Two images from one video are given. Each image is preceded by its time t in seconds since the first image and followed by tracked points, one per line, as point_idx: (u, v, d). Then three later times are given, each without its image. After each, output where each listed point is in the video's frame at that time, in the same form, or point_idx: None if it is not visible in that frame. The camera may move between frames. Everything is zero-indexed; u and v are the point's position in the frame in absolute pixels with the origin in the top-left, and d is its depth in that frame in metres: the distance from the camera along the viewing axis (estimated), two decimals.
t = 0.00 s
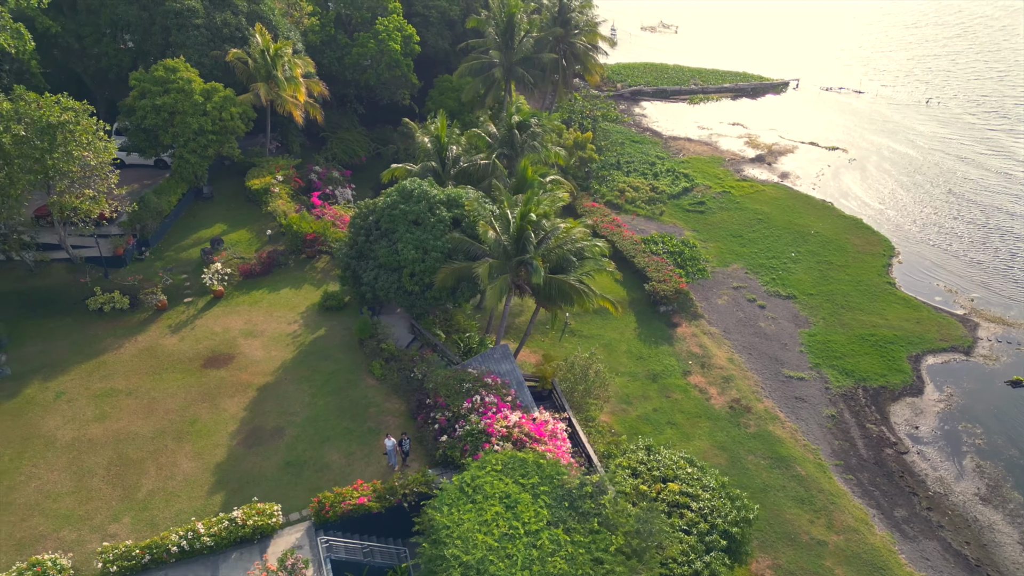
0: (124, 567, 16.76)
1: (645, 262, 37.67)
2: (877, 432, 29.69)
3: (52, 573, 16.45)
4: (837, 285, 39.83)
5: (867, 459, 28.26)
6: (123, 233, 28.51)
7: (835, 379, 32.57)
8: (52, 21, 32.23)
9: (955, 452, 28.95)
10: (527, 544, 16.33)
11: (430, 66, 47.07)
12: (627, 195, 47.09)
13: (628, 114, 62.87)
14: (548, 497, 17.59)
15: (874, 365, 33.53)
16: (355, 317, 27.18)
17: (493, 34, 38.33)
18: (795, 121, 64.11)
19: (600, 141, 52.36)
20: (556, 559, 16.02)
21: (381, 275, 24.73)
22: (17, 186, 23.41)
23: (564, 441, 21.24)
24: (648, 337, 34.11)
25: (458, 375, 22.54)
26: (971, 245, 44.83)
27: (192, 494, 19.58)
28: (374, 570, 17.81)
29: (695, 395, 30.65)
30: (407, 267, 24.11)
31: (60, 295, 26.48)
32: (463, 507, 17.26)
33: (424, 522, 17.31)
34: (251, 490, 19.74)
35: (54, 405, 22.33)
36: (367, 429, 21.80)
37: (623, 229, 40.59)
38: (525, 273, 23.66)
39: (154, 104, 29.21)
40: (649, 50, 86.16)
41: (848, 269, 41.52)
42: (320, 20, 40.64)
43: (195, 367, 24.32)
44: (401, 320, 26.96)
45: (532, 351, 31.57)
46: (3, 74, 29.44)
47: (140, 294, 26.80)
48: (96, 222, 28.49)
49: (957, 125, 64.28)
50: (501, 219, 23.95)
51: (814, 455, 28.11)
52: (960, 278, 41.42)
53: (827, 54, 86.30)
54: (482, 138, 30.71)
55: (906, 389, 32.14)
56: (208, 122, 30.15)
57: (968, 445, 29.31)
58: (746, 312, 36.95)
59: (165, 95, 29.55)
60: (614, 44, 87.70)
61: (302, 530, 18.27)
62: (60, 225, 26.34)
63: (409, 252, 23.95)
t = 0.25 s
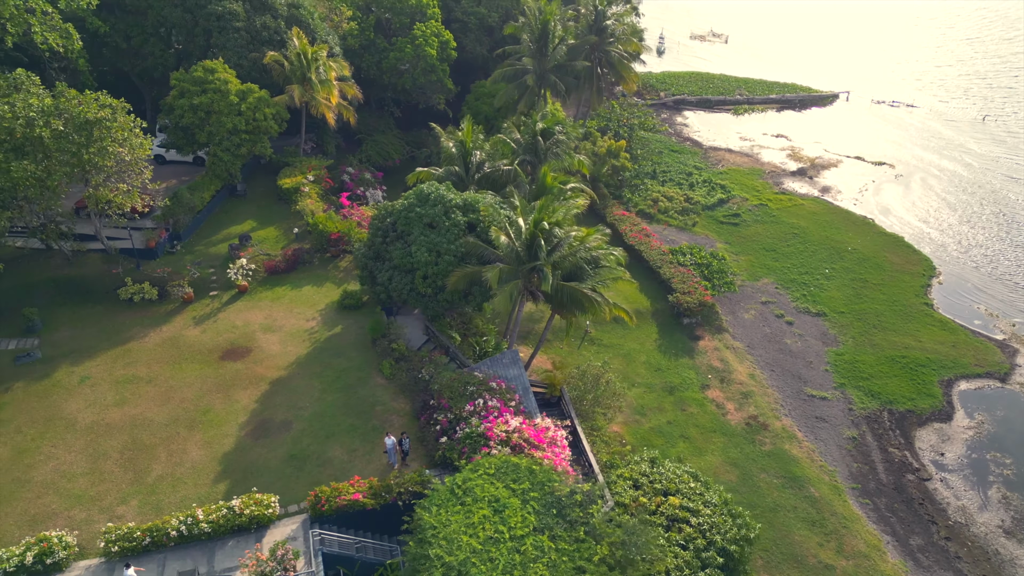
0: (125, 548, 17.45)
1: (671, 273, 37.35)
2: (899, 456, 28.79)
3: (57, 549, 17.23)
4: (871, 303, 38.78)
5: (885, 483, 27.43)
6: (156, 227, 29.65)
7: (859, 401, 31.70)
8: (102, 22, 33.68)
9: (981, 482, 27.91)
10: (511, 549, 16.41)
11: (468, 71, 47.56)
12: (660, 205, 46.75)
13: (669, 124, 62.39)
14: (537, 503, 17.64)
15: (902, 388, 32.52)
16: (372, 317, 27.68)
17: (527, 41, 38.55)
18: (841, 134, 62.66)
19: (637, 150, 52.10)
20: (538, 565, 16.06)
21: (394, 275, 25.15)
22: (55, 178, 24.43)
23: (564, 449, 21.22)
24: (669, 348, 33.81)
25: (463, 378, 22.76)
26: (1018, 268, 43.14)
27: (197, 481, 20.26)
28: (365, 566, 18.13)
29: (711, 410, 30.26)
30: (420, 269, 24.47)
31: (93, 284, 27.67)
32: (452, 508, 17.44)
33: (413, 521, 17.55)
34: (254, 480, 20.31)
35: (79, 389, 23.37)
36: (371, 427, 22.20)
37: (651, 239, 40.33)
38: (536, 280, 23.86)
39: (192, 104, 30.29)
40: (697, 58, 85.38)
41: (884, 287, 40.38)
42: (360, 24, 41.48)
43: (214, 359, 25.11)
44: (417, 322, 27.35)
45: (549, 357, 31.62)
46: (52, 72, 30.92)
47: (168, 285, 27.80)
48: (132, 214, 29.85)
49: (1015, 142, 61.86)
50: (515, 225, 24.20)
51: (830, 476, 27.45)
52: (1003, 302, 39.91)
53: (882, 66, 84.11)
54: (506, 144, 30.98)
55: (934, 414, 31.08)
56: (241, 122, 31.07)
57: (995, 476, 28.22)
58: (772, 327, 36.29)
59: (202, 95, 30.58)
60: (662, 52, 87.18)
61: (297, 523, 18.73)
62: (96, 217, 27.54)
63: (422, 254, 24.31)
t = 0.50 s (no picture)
0: (127, 533, 18.03)
1: (693, 284, 37.01)
2: (918, 480, 27.99)
3: (63, 531, 17.90)
4: (900, 321, 37.77)
5: (901, 507, 26.69)
6: (184, 223, 30.41)
7: (880, 421, 30.89)
8: (143, 24, 34.87)
9: (1003, 510, 26.98)
10: (496, 553, 16.48)
11: (500, 76, 47.85)
12: (689, 214, 46.33)
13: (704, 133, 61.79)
14: (526, 508, 17.69)
15: (926, 409, 31.59)
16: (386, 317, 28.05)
17: (557, 48, 38.67)
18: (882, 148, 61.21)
19: (668, 158, 51.73)
20: (521, 571, 16.10)
21: (406, 277, 25.47)
22: (86, 173, 25.47)
23: (563, 456, 21.21)
24: (686, 360, 33.47)
25: (467, 381, 22.93)
26: None
27: (203, 471, 20.82)
28: (358, 562, 18.45)
29: (725, 423, 29.87)
30: (431, 272, 24.75)
31: (121, 276, 28.63)
32: (442, 510, 17.61)
33: (404, 521, 17.76)
34: (257, 473, 20.78)
35: (99, 377, 24.22)
36: (375, 426, 22.51)
37: (675, 248, 40.00)
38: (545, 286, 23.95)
39: (223, 104, 31.19)
40: (739, 67, 84.40)
41: (915, 305, 39.28)
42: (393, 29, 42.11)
43: (229, 352, 25.76)
44: (429, 325, 27.61)
45: (563, 364, 31.60)
46: (93, 71, 32.15)
47: (191, 280, 28.62)
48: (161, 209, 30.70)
49: None
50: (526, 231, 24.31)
51: (843, 497, 26.84)
52: None
53: (931, 79, 81.89)
54: (527, 150, 31.08)
55: (958, 438, 30.13)
56: (269, 123, 31.82)
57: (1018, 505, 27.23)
58: (795, 342, 35.65)
59: (233, 96, 31.43)
60: (703, 60, 86.44)
61: (294, 517, 19.14)
62: (126, 212, 28.53)
63: (433, 257, 24.59)
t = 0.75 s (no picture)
0: (130, 517, 18.70)
1: (716, 296, 36.56)
2: (937, 506, 27.10)
3: (69, 512, 18.62)
4: (933, 342, 36.56)
5: (915, 533, 25.88)
6: (213, 219, 31.33)
7: (902, 444, 29.95)
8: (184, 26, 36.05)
9: None
10: (478, 556, 16.60)
11: (534, 83, 48.04)
12: (720, 225, 45.76)
13: (742, 144, 60.94)
14: (513, 514, 17.77)
15: (953, 434, 30.53)
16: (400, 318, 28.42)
17: (587, 56, 38.73)
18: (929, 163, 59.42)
19: (702, 169, 51.20)
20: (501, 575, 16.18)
21: (418, 279, 25.77)
22: (116, 169, 26.43)
23: (560, 463, 21.20)
24: (704, 373, 33.08)
25: (470, 384, 23.10)
26: None
27: (209, 461, 21.43)
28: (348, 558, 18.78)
29: (738, 439, 29.40)
30: (442, 275, 25.03)
31: (149, 269, 29.64)
32: (429, 510, 17.80)
33: (393, 519, 18.02)
34: (259, 466, 21.30)
35: (120, 365, 25.12)
36: (378, 426, 22.85)
37: (702, 260, 39.53)
38: (553, 293, 24.04)
39: (254, 105, 32.10)
40: (785, 78, 83.01)
41: (950, 327, 38.00)
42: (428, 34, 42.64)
43: (245, 347, 26.44)
44: (442, 329, 27.85)
45: (577, 372, 31.56)
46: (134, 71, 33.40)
47: (215, 275, 29.45)
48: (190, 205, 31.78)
49: None
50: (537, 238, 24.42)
51: (855, 520, 26.15)
52: None
53: (988, 93, 79.16)
54: (549, 156, 31.14)
55: (984, 466, 29.06)
56: (298, 124, 32.56)
57: None
58: (819, 359, 34.88)
59: (264, 97, 32.28)
60: (749, 69, 85.18)
61: (290, 510, 19.57)
62: (156, 207, 29.53)
63: (445, 260, 24.87)
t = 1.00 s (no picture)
0: (133, 504, 19.30)
1: (737, 308, 36.09)
2: (953, 532, 26.28)
3: (76, 497, 19.28)
4: (962, 362, 35.40)
5: (928, 558, 25.16)
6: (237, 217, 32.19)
7: (921, 466, 29.10)
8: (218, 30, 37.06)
9: None
10: (462, 559, 16.71)
11: (564, 89, 48.13)
12: (747, 236, 45.15)
13: (778, 155, 60.06)
14: (501, 518, 17.84)
15: (976, 459, 29.54)
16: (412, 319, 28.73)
17: (614, 63, 38.76)
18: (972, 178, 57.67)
19: (732, 178, 50.61)
20: None
21: (428, 281, 26.05)
22: (142, 167, 27.32)
23: (557, 470, 21.18)
24: (719, 385, 32.67)
25: (473, 388, 23.24)
26: None
27: (214, 453, 21.98)
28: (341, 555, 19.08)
29: (750, 453, 28.96)
30: (451, 278, 25.27)
31: (174, 265, 30.53)
32: (419, 511, 17.98)
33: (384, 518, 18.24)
34: (262, 460, 21.76)
35: (139, 357, 25.91)
36: (381, 425, 23.13)
37: (725, 271, 39.09)
38: (560, 299, 24.03)
39: (280, 107, 32.98)
40: (827, 87, 81.47)
41: (982, 347, 36.76)
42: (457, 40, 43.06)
43: (259, 343, 27.02)
44: (453, 331, 28.02)
45: (589, 379, 31.48)
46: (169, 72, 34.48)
47: (235, 272, 30.17)
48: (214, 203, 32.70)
49: None
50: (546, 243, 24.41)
51: (865, 542, 25.52)
52: None
53: None
54: (566, 162, 31.15)
55: (1006, 492, 28.08)
56: (323, 126, 33.19)
57: None
58: (840, 376, 34.14)
59: (290, 99, 33.13)
60: (790, 79, 83.87)
61: (287, 505, 19.97)
62: (181, 205, 30.40)
63: (454, 264, 25.10)
